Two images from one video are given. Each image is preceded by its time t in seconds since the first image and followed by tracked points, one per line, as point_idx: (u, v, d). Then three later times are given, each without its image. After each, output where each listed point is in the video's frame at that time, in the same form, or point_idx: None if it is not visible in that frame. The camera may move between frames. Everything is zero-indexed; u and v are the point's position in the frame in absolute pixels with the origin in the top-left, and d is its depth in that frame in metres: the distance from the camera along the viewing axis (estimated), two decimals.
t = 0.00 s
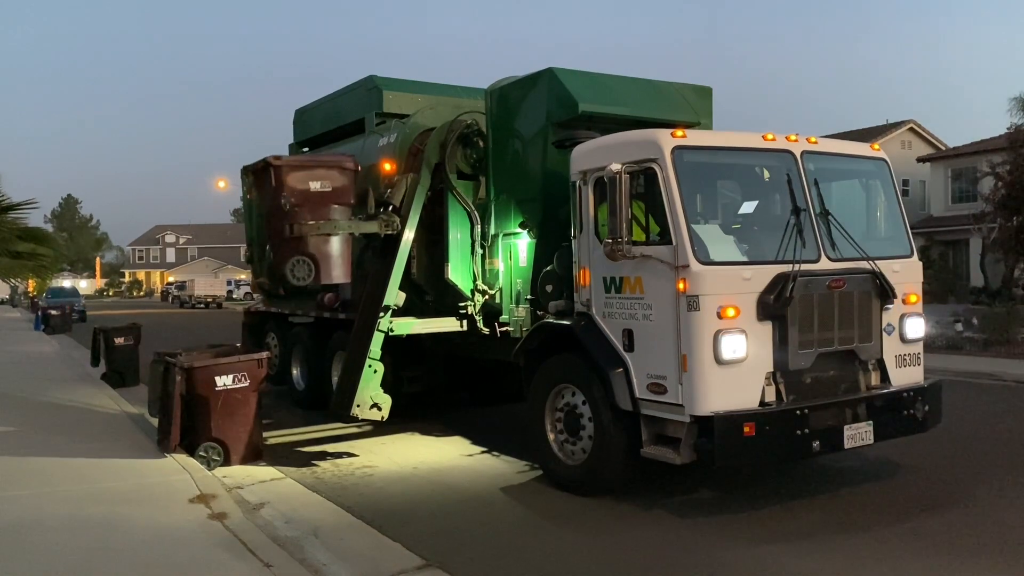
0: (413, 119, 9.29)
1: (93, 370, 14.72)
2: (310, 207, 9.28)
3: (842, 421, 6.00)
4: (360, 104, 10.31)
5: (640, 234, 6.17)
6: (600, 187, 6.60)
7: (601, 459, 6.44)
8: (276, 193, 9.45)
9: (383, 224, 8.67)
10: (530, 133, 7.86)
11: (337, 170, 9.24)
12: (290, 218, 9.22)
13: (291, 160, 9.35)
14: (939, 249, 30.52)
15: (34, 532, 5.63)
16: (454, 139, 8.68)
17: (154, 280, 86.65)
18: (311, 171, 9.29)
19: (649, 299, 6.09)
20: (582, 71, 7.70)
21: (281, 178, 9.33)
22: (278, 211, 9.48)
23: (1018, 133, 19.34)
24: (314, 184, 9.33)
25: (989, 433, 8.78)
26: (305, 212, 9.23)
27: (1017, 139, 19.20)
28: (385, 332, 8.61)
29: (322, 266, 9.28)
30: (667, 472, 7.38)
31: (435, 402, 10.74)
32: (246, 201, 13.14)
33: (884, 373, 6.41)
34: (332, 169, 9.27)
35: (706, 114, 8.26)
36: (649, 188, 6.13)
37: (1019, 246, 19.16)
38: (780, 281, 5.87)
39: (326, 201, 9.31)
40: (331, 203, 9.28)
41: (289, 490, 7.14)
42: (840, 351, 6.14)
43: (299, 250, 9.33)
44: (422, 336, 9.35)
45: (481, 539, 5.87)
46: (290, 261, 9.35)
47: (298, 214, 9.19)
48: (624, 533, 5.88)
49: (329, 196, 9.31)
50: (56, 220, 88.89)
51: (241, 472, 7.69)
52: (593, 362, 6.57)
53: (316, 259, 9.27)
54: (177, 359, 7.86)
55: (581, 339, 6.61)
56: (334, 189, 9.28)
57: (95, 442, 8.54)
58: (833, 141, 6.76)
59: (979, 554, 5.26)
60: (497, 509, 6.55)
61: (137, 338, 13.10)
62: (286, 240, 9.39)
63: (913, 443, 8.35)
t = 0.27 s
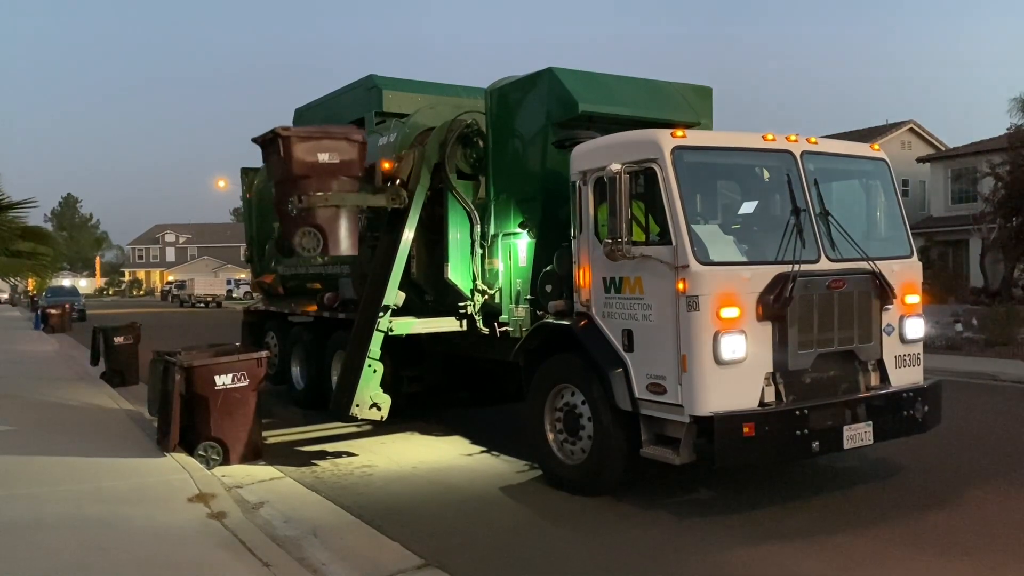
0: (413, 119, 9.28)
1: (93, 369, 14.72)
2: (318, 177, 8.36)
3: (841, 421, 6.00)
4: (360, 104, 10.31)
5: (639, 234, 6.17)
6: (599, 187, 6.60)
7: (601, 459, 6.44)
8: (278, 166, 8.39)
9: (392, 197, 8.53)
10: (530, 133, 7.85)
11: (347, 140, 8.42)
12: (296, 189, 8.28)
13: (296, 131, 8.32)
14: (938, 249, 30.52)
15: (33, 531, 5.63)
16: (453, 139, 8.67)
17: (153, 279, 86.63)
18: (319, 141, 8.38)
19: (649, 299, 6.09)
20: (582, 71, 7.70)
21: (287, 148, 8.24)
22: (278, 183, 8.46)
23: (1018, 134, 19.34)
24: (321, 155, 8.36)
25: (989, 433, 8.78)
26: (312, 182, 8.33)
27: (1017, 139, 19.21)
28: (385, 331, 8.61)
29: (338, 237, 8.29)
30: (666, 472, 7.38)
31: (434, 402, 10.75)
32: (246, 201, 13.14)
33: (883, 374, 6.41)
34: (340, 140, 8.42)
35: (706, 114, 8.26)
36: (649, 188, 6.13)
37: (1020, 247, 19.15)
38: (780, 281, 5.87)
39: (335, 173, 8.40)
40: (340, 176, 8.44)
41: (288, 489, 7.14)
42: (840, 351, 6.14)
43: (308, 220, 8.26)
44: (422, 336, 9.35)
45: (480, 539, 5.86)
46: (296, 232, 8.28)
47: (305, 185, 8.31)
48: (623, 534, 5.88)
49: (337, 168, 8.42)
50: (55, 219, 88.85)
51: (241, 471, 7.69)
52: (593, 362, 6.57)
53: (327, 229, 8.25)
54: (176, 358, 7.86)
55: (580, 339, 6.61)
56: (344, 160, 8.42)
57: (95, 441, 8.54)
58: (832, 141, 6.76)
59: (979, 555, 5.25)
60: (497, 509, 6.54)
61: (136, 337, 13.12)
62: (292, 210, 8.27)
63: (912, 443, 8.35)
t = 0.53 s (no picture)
0: (412, 118, 9.28)
1: (92, 368, 14.72)
2: (327, 146, 8.01)
3: (840, 421, 6.00)
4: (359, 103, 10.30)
5: (639, 234, 6.17)
6: (599, 186, 6.60)
7: (600, 459, 6.44)
8: (285, 130, 7.98)
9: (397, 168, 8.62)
10: (529, 132, 7.85)
11: (357, 110, 8.11)
12: (303, 155, 7.96)
13: (306, 96, 7.89)
14: (938, 249, 30.53)
15: (31, 531, 5.62)
16: (452, 138, 8.66)
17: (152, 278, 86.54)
18: (328, 107, 7.99)
19: (649, 298, 6.09)
20: (582, 70, 7.70)
21: (296, 114, 7.83)
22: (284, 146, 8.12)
23: (1018, 134, 19.34)
24: (330, 123, 7.98)
25: (988, 433, 8.78)
26: (321, 148, 7.97)
27: (1017, 139, 19.22)
28: (384, 331, 8.60)
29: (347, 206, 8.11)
30: (665, 471, 7.38)
31: (433, 401, 10.75)
32: (245, 200, 13.14)
33: (882, 373, 6.41)
34: (350, 109, 8.07)
35: (706, 114, 8.25)
36: (648, 188, 6.13)
37: (1019, 246, 19.15)
38: (779, 281, 5.87)
39: (344, 141, 8.06)
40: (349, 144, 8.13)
41: (287, 489, 7.14)
42: (839, 351, 6.14)
43: (315, 185, 8.03)
44: (421, 335, 9.34)
45: (479, 538, 5.86)
46: (302, 197, 8.07)
47: (314, 150, 7.94)
48: (622, 533, 5.88)
49: (346, 137, 8.09)
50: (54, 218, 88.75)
51: (240, 470, 7.69)
52: (592, 361, 6.57)
53: (335, 199, 8.07)
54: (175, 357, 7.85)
55: (580, 338, 6.60)
56: (352, 129, 8.08)
57: (94, 440, 8.54)
58: (832, 140, 6.76)
59: (978, 554, 5.25)
60: (496, 509, 6.53)
61: (135, 337, 13.13)
62: (299, 173, 8.01)
63: (911, 443, 8.36)
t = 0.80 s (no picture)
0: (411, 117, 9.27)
1: (92, 367, 14.71)
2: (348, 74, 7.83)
3: (840, 420, 6.00)
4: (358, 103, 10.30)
5: (638, 233, 6.17)
6: (598, 185, 6.60)
7: (600, 458, 6.43)
8: (316, 46, 7.79)
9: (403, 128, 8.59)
10: (529, 132, 7.85)
11: (388, 57, 7.96)
12: (323, 72, 7.73)
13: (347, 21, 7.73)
14: (937, 248, 30.54)
15: (29, 530, 5.62)
16: (451, 138, 8.64)
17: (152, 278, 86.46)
18: (364, 42, 7.82)
19: (648, 298, 6.08)
20: (582, 69, 7.69)
21: (332, 33, 7.65)
22: (306, 62, 7.88)
23: (1017, 133, 19.34)
24: (360, 57, 7.79)
25: (987, 432, 8.78)
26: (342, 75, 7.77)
27: (1016, 139, 19.24)
28: (384, 330, 8.60)
29: (344, 143, 8.00)
30: (664, 471, 7.38)
31: (433, 400, 10.75)
32: (245, 199, 13.13)
33: (882, 373, 6.40)
34: (383, 53, 7.93)
35: (705, 113, 8.25)
36: (648, 187, 6.13)
37: (1018, 246, 19.15)
38: (779, 280, 5.87)
39: (365, 79, 7.89)
40: (368, 84, 7.96)
41: (286, 488, 7.14)
42: (839, 350, 6.14)
43: (321, 106, 7.80)
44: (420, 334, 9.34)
45: (478, 538, 5.86)
46: (305, 112, 7.88)
47: (335, 73, 7.74)
48: (622, 532, 5.87)
49: (369, 76, 7.91)
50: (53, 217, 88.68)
51: (240, 469, 7.69)
52: (592, 360, 6.57)
53: (334, 123, 7.87)
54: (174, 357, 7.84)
55: (579, 337, 6.60)
56: (377, 71, 7.89)
57: (94, 439, 8.53)
58: (831, 140, 6.75)
59: (978, 554, 5.25)
60: (495, 508, 6.53)
61: (135, 336, 13.14)
62: (312, 89, 7.81)
63: (910, 442, 8.36)
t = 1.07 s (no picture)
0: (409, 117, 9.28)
1: (91, 367, 14.71)
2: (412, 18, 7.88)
3: (839, 419, 6.00)
4: (357, 102, 10.29)
5: (638, 232, 6.17)
6: (598, 185, 6.60)
7: (599, 457, 6.43)
8: None
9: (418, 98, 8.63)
10: (528, 131, 7.85)
11: (451, 35, 8.06)
12: None
13: None
14: (936, 248, 30.56)
15: (29, 530, 5.61)
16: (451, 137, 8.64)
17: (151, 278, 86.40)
18: (441, 9, 8.00)
19: (648, 297, 6.08)
20: (581, 69, 7.69)
21: None
22: None
23: (1016, 133, 19.35)
24: (429, 14, 7.93)
25: (986, 432, 8.79)
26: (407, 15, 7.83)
27: (1015, 138, 19.23)
28: (383, 329, 8.59)
29: (365, 60, 7.79)
30: (663, 470, 7.39)
31: (432, 400, 10.75)
32: (244, 198, 13.13)
33: (881, 372, 6.41)
34: (451, 30, 8.04)
35: (704, 113, 8.25)
36: (647, 186, 6.13)
37: (1017, 245, 19.18)
38: (778, 279, 5.87)
39: (423, 32, 7.90)
40: (422, 41, 7.93)
41: (286, 487, 7.14)
42: (838, 349, 6.15)
43: (373, 18, 7.76)
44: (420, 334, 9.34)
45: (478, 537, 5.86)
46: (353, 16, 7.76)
47: (400, 8, 7.80)
48: (621, 532, 5.88)
49: (428, 35, 7.94)
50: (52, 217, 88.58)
51: (239, 468, 7.69)
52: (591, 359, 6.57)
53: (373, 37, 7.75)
54: (173, 356, 7.85)
55: (578, 336, 6.60)
56: (435, 34, 7.95)
57: (93, 439, 8.53)
58: (830, 139, 6.76)
59: (977, 553, 5.26)
60: (495, 507, 6.54)
61: (134, 335, 13.14)
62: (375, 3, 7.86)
63: (909, 441, 8.37)
